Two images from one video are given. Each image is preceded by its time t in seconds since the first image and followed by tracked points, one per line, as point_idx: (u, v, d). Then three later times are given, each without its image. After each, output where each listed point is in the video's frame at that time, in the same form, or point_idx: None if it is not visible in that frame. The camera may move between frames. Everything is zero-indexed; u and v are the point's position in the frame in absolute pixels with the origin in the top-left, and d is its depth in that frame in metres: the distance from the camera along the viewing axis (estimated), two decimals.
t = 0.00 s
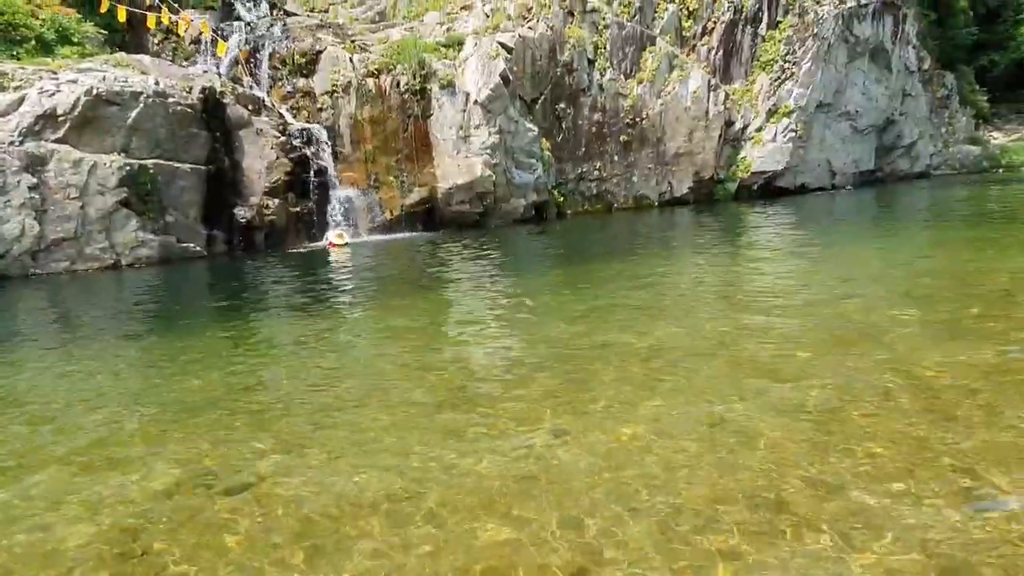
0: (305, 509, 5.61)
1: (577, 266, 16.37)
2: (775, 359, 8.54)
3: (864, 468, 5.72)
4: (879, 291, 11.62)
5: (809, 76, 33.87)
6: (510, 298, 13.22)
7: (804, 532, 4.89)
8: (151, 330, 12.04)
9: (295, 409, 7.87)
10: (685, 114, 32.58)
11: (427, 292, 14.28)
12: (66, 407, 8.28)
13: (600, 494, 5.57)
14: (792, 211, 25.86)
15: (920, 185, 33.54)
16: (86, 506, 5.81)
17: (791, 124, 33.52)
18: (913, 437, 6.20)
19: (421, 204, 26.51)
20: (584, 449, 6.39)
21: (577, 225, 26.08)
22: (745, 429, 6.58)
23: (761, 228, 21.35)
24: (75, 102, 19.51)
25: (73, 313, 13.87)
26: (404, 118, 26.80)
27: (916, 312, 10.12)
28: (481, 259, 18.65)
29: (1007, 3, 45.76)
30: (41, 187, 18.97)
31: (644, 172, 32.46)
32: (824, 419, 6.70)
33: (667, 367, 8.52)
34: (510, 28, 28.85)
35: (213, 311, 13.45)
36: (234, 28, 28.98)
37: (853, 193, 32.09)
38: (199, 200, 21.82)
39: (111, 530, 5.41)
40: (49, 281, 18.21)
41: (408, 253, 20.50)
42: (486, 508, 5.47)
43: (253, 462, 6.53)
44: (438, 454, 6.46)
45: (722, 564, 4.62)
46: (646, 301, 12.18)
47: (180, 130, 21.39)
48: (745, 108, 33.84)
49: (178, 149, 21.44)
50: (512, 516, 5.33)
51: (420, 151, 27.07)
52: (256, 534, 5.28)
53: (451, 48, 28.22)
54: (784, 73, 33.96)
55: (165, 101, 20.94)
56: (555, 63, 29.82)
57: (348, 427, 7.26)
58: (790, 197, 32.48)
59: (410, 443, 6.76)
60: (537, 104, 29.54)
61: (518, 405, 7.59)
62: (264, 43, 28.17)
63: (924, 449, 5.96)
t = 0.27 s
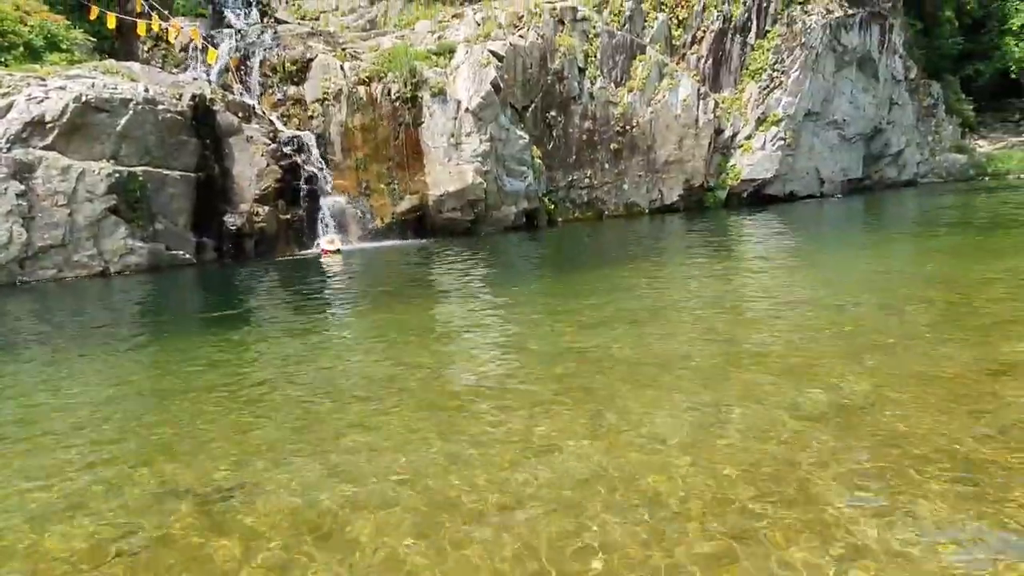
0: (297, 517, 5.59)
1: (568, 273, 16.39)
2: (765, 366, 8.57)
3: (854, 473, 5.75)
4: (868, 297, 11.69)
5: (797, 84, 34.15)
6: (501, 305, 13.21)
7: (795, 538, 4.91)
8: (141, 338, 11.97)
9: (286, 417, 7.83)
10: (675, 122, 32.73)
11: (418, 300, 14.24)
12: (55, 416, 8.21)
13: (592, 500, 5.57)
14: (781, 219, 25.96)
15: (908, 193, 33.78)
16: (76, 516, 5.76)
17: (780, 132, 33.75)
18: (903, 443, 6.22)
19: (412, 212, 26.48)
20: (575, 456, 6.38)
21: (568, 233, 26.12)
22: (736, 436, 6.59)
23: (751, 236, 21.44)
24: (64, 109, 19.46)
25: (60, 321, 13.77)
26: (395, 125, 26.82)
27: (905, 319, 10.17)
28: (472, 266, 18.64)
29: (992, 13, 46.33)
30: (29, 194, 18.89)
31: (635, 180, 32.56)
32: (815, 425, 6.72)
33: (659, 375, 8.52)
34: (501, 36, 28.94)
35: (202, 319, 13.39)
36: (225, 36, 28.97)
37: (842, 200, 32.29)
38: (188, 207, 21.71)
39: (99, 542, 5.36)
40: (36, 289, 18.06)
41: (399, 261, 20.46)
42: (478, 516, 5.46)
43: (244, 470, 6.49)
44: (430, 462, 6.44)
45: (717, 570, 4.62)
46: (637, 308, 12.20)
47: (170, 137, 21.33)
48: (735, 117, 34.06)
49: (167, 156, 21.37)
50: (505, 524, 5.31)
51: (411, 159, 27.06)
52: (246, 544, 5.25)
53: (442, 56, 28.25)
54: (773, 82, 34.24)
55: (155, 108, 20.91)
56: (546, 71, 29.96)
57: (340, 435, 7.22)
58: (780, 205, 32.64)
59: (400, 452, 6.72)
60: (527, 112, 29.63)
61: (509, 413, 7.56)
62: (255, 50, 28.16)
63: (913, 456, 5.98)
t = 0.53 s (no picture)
0: (294, 525, 5.56)
1: (563, 281, 16.40)
2: (761, 373, 8.58)
3: (851, 480, 5.75)
4: (862, 305, 11.73)
5: (790, 93, 34.35)
6: (497, 313, 13.19)
7: (792, 545, 4.91)
8: (134, 346, 11.93)
9: (281, 425, 7.79)
10: (670, 130, 32.84)
11: (413, 307, 14.23)
12: (48, 423, 8.17)
13: (590, 508, 5.56)
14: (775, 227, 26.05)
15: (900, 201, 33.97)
16: (70, 525, 5.72)
17: (773, 141, 33.94)
18: (899, 450, 6.24)
19: (407, 219, 26.47)
20: (573, 463, 6.37)
21: (562, 240, 26.17)
22: (733, 443, 6.59)
23: (744, 243, 21.50)
24: (58, 116, 19.44)
25: (53, 328, 13.71)
26: (390, 133, 26.83)
27: (900, 326, 10.20)
28: (467, 274, 18.64)
29: (982, 23, 46.72)
30: (23, 201, 18.85)
31: (629, 188, 32.62)
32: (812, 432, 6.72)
33: (655, 382, 8.52)
34: (495, 44, 29.01)
35: (196, 326, 13.34)
36: (219, 43, 28.98)
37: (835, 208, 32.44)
38: (183, 215, 21.67)
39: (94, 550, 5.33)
40: (29, 296, 17.98)
41: (393, 268, 20.45)
42: (476, 523, 5.44)
43: (239, 478, 6.46)
44: (427, 470, 6.42)
45: None
46: (632, 316, 12.22)
47: (164, 144, 21.30)
48: (728, 125, 34.22)
49: (162, 164, 21.34)
50: (502, 532, 5.29)
51: (406, 166, 27.07)
52: (242, 552, 5.22)
53: (437, 64, 28.30)
54: (766, 90, 34.43)
55: (149, 115, 20.90)
56: (541, 79, 30.08)
57: (336, 442, 7.19)
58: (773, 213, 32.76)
59: (396, 459, 6.70)
60: (522, 120, 29.72)
61: (505, 420, 7.55)
62: (250, 58, 28.17)
63: (910, 463, 6.00)
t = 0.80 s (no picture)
0: (288, 530, 5.56)
1: (558, 287, 16.41)
2: (755, 379, 8.61)
3: (844, 485, 5.78)
4: (855, 311, 11.78)
5: (784, 101, 34.54)
6: (492, 319, 13.19)
7: (784, 549, 4.93)
8: (128, 351, 11.89)
9: (275, 431, 7.79)
10: (664, 137, 32.94)
11: (408, 313, 14.21)
12: (41, 429, 8.15)
13: (583, 513, 5.58)
14: (771, 233, 26.10)
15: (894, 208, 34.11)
16: (62, 529, 5.71)
17: (767, 148, 34.10)
18: (892, 455, 6.27)
19: (401, 225, 26.47)
20: (567, 468, 6.38)
21: (557, 247, 26.19)
22: (728, 448, 6.61)
23: (739, 250, 21.57)
24: (52, 121, 19.43)
25: (46, 334, 13.65)
26: (385, 139, 26.86)
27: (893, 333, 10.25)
28: (461, 280, 18.63)
29: (974, 32, 47.06)
30: (16, 206, 18.82)
31: (624, 194, 32.67)
32: (805, 437, 6.75)
33: (650, 387, 8.54)
34: (491, 51, 29.10)
35: (190, 332, 13.31)
36: (215, 49, 28.99)
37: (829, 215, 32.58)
38: (177, 220, 21.63)
39: (87, 554, 5.33)
40: (21, 302, 17.90)
41: (388, 274, 20.44)
42: (470, 528, 5.45)
43: (233, 483, 6.45)
44: (422, 475, 6.42)
45: None
46: (627, 321, 12.25)
47: (159, 150, 21.28)
48: (723, 132, 34.34)
49: (156, 169, 21.32)
50: (495, 537, 5.31)
51: (402, 172, 27.07)
52: (237, 557, 5.22)
53: (432, 71, 28.35)
54: (760, 98, 34.62)
55: (144, 120, 20.89)
56: (536, 86, 30.20)
57: (332, 448, 7.19)
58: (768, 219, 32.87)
59: (391, 465, 6.69)
60: (517, 126, 29.79)
61: (500, 426, 7.56)
62: (246, 64, 28.18)
63: (903, 468, 6.02)
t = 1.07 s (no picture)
0: (282, 536, 5.53)
1: (554, 292, 16.43)
2: (750, 385, 8.61)
3: (840, 491, 5.78)
4: (851, 317, 11.81)
5: (780, 107, 34.70)
6: (488, 323, 13.19)
7: (780, 557, 4.93)
8: (122, 355, 11.87)
9: (270, 435, 7.76)
10: (660, 143, 33.03)
11: (403, 317, 14.21)
12: (36, 432, 8.14)
13: (579, 519, 5.56)
14: (766, 239, 26.15)
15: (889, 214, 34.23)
16: (55, 535, 5.68)
17: (762, 154, 34.23)
18: (888, 462, 6.26)
19: (398, 230, 26.48)
20: (563, 474, 6.36)
21: (553, 252, 26.21)
22: (725, 453, 6.64)
23: (734, 256, 21.63)
24: (48, 124, 19.42)
25: (41, 338, 13.62)
26: (382, 143, 26.86)
27: (888, 339, 10.26)
28: (457, 284, 18.62)
29: (967, 40, 47.36)
30: (11, 210, 18.79)
31: (620, 200, 32.73)
32: (801, 443, 6.75)
33: (645, 392, 8.54)
34: (488, 57, 29.17)
35: (186, 335, 13.28)
36: (212, 53, 29.00)
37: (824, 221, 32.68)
38: (173, 224, 21.60)
39: (79, 560, 5.30)
40: (16, 305, 17.85)
41: (384, 278, 20.44)
42: (468, 533, 5.45)
43: (227, 489, 6.42)
44: (417, 481, 6.40)
45: None
46: (622, 326, 12.28)
47: (155, 153, 21.25)
48: (718, 138, 34.45)
49: (152, 173, 21.29)
50: (491, 543, 5.29)
51: (398, 177, 27.09)
52: (230, 564, 5.18)
53: (429, 76, 28.40)
54: (755, 104, 34.74)
55: (141, 124, 20.87)
56: (532, 91, 30.29)
57: (329, 452, 7.19)
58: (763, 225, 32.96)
59: (386, 471, 6.67)
60: (514, 131, 29.85)
61: (495, 431, 7.54)
62: (242, 68, 28.19)
63: (899, 474, 6.02)
